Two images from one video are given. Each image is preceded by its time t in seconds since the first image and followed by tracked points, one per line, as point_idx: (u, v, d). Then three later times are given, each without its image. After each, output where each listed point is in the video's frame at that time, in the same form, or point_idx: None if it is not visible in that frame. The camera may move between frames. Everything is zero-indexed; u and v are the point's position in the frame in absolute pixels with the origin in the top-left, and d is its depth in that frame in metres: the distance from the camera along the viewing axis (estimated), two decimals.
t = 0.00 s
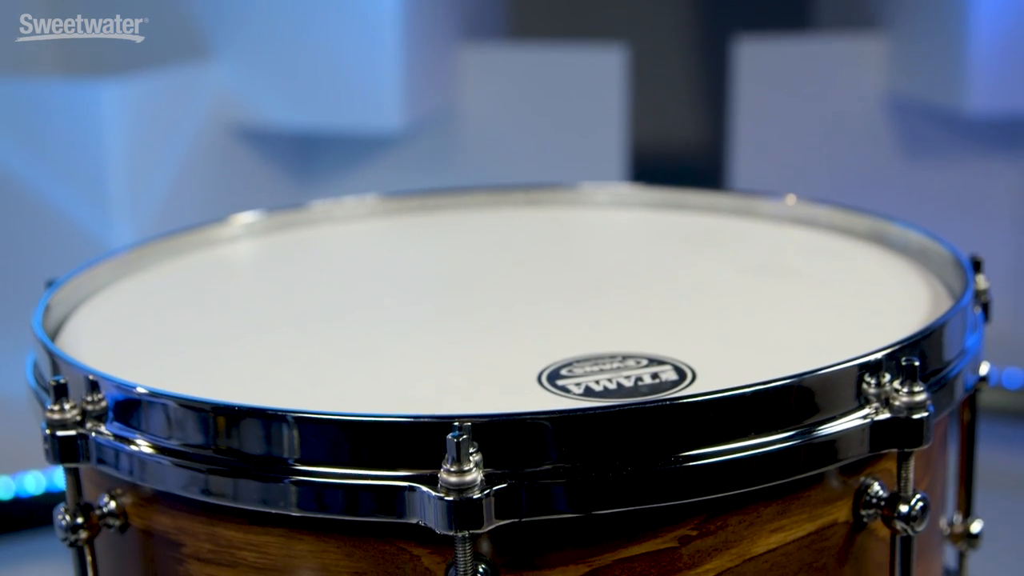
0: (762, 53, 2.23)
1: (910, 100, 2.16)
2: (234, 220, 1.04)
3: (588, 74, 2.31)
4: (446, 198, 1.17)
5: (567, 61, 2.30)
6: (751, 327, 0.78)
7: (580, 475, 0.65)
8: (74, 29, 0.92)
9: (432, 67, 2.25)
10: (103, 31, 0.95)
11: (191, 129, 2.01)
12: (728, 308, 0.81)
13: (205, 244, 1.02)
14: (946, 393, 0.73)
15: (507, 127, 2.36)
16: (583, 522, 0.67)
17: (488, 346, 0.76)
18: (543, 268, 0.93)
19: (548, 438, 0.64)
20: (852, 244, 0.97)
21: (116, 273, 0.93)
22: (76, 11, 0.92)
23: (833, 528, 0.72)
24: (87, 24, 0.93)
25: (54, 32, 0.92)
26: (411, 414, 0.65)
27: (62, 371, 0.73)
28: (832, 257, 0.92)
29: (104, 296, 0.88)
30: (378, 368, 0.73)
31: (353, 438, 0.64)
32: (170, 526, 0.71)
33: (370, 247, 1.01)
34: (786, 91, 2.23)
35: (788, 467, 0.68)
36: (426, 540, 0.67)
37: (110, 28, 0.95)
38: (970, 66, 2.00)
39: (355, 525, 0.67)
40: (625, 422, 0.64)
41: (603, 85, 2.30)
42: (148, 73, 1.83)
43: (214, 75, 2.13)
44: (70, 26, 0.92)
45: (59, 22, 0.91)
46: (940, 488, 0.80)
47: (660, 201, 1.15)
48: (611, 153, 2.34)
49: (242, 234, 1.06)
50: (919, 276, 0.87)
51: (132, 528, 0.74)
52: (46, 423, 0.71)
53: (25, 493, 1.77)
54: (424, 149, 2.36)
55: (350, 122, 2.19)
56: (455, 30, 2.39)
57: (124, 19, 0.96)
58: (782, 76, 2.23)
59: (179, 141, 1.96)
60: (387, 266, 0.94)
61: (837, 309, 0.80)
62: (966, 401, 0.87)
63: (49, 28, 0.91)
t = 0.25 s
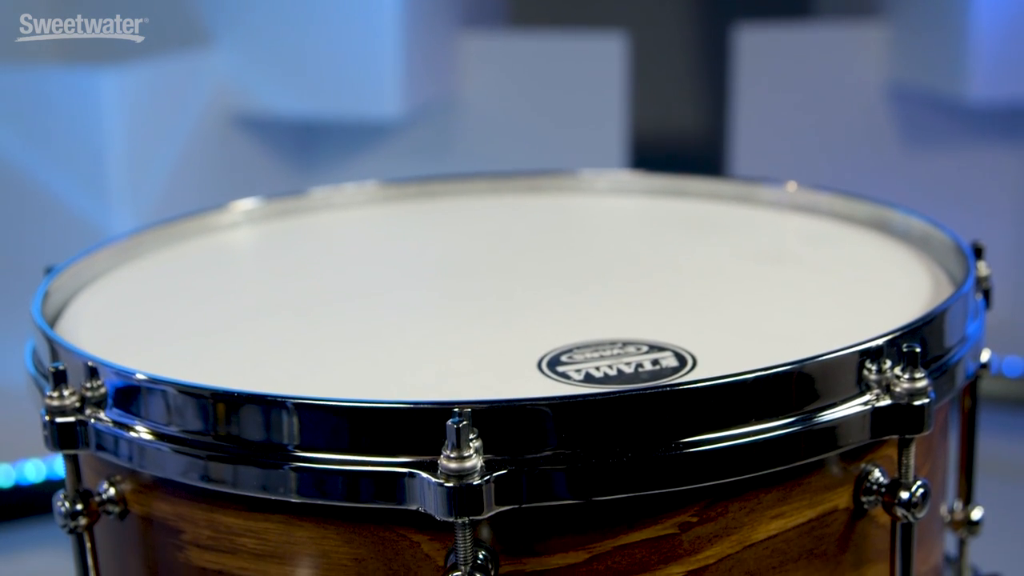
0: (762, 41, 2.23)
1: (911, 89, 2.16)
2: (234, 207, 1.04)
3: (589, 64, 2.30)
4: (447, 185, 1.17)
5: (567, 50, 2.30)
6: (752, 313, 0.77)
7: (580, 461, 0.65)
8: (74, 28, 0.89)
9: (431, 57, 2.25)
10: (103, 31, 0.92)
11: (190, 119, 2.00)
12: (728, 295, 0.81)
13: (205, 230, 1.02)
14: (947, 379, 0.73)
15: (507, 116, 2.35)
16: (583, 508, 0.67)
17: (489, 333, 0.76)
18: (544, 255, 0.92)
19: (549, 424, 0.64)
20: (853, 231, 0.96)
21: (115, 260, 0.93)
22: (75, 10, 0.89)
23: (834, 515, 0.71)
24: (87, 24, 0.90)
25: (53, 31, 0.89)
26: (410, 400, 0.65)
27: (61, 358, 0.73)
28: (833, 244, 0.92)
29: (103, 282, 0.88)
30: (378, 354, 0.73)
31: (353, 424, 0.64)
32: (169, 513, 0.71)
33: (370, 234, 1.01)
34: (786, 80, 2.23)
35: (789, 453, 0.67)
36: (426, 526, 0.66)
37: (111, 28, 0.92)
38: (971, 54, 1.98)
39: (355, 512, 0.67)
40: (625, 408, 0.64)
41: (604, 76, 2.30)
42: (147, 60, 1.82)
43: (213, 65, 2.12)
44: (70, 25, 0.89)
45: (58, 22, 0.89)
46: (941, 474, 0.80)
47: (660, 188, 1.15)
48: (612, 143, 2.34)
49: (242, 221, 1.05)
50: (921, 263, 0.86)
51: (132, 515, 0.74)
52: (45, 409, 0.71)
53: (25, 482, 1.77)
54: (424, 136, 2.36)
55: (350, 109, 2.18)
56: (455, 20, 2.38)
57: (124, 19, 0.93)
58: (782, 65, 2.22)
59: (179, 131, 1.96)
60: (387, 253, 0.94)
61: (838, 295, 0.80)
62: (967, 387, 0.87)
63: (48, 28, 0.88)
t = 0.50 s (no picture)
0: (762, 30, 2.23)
1: (911, 79, 2.15)
2: (234, 195, 1.04)
3: (589, 54, 2.29)
4: (446, 173, 1.16)
5: (568, 40, 2.29)
6: (752, 301, 0.77)
7: (580, 449, 0.65)
8: (74, 28, 0.87)
9: (431, 47, 2.24)
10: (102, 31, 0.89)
11: (190, 110, 2.00)
12: (729, 283, 0.81)
13: (204, 218, 1.02)
14: (948, 367, 0.73)
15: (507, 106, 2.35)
16: (583, 495, 0.67)
17: (488, 320, 0.76)
18: (544, 242, 0.92)
19: (549, 412, 0.64)
20: (854, 218, 0.96)
21: (115, 249, 0.93)
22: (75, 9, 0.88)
23: (835, 502, 0.71)
24: (87, 24, 0.88)
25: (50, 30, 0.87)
26: (410, 388, 0.65)
27: (60, 345, 0.73)
28: (834, 232, 0.92)
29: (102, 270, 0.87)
30: (379, 342, 0.73)
31: (353, 411, 0.64)
32: (168, 501, 0.71)
33: (369, 221, 1.01)
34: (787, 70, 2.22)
35: (790, 440, 0.67)
36: (426, 514, 0.66)
37: (110, 28, 0.90)
38: (973, 42, 1.97)
39: (355, 499, 0.67)
40: (626, 395, 0.64)
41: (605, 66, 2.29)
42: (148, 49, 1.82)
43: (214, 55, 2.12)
44: (70, 25, 0.87)
45: (58, 21, 0.87)
46: (942, 463, 0.80)
47: (660, 175, 1.15)
48: (612, 133, 2.33)
49: (242, 209, 1.05)
50: (922, 250, 0.86)
51: (131, 503, 0.73)
52: (44, 396, 0.71)
53: (25, 471, 1.78)
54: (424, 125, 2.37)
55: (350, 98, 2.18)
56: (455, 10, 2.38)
57: (124, 18, 0.90)
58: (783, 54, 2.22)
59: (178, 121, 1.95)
60: (387, 241, 0.94)
61: (839, 283, 0.80)
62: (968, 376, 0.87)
63: (48, 28, 0.87)
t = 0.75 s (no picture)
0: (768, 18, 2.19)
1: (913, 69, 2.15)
2: (233, 183, 1.04)
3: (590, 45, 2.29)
4: (447, 161, 1.16)
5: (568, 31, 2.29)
6: (753, 289, 0.77)
7: (580, 437, 0.64)
8: (74, 28, 0.83)
9: (431, 38, 2.23)
10: (102, 32, 0.85)
11: (188, 100, 1.99)
12: (729, 271, 0.80)
13: (204, 206, 1.02)
14: (949, 355, 0.73)
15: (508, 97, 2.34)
16: (584, 483, 0.66)
17: (489, 308, 0.75)
18: (544, 231, 0.92)
19: (549, 399, 0.63)
20: (855, 207, 0.96)
21: (114, 238, 0.92)
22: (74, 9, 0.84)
23: (835, 491, 0.71)
24: (87, 24, 0.84)
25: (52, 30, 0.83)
26: (410, 375, 0.64)
27: (59, 333, 0.73)
28: (835, 220, 0.92)
29: (101, 259, 0.87)
30: (379, 330, 0.73)
31: (352, 399, 0.64)
32: (168, 489, 0.71)
33: (369, 210, 1.01)
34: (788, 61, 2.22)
35: (790, 429, 0.67)
36: (426, 502, 0.66)
37: (110, 28, 0.86)
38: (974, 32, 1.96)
39: (354, 487, 0.66)
40: (626, 383, 0.64)
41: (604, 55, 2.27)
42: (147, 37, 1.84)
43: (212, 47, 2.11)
44: (70, 25, 0.83)
45: (58, 21, 0.83)
46: (943, 451, 0.80)
47: (660, 164, 1.14)
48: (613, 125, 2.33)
49: (242, 197, 1.05)
50: (923, 239, 0.86)
51: (130, 491, 0.73)
52: (43, 384, 0.71)
53: (25, 459, 1.79)
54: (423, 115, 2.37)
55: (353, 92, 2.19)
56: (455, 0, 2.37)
57: (123, 18, 0.87)
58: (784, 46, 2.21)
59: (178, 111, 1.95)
60: (388, 229, 0.93)
61: (840, 270, 0.80)
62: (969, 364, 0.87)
63: (47, 28, 0.83)
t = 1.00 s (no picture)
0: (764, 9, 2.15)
1: (913, 61, 2.12)
2: (233, 171, 1.04)
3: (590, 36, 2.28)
4: (447, 150, 1.16)
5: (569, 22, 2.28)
6: (754, 277, 0.77)
7: (580, 424, 0.64)
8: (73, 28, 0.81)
9: (431, 29, 2.23)
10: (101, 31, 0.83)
11: (183, 94, 1.99)
12: (729, 259, 0.80)
13: (203, 194, 1.01)
14: (950, 343, 0.73)
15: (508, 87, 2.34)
16: (584, 471, 0.66)
17: (489, 296, 0.75)
18: (545, 219, 0.92)
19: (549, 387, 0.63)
20: (856, 195, 0.96)
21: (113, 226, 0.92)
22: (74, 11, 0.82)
23: (836, 479, 0.71)
24: (86, 24, 0.82)
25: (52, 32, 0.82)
26: (410, 363, 0.64)
27: (58, 321, 0.72)
28: (835, 208, 0.92)
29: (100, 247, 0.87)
30: (378, 318, 0.73)
31: (352, 387, 0.64)
32: (167, 477, 0.71)
33: (370, 198, 1.01)
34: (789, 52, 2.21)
35: (791, 416, 0.67)
36: (426, 490, 0.66)
37: (110, 27, 0.83)
38: (976, 21, 1.94)
39: (354, 475, 0.66)
40: (626, 371, 0.64)
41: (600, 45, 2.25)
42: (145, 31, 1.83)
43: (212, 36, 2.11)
44: (70, 25, 0.81)
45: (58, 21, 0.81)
46: (943, 440, 0.79)
47: (660, 152, 1.14)
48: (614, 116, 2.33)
49: (242, 185, 1.05)
50: (923, 227, 0.86)
51: (130, 479, 0.73)
52: (42, 372, 0.71)
53: (25, 450, 1.76)
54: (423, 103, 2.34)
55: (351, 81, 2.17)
56: None
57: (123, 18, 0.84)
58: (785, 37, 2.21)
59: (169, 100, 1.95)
60: (388, 217, 0.93)
61: (840, 259, 0.80)
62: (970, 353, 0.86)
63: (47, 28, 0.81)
